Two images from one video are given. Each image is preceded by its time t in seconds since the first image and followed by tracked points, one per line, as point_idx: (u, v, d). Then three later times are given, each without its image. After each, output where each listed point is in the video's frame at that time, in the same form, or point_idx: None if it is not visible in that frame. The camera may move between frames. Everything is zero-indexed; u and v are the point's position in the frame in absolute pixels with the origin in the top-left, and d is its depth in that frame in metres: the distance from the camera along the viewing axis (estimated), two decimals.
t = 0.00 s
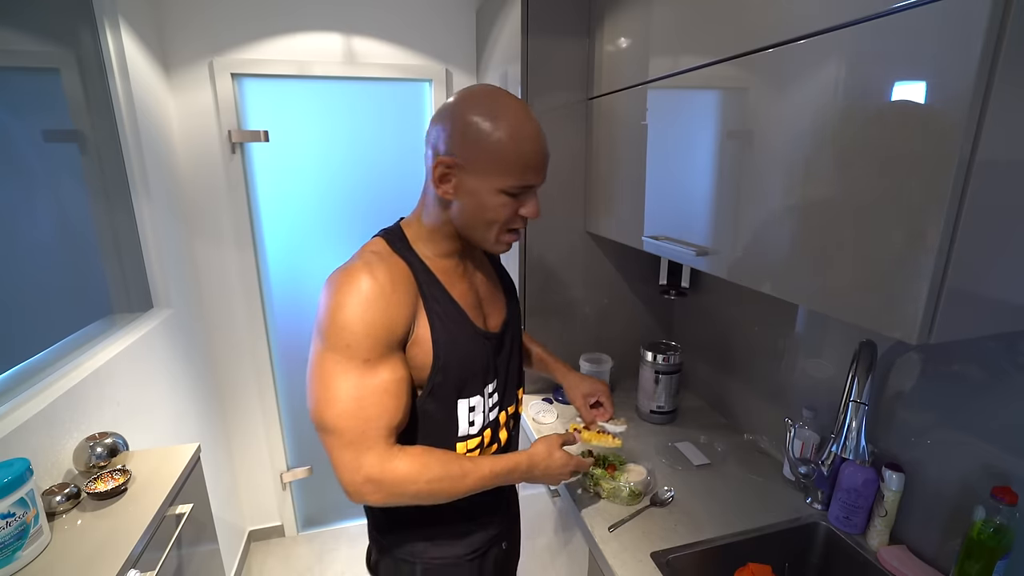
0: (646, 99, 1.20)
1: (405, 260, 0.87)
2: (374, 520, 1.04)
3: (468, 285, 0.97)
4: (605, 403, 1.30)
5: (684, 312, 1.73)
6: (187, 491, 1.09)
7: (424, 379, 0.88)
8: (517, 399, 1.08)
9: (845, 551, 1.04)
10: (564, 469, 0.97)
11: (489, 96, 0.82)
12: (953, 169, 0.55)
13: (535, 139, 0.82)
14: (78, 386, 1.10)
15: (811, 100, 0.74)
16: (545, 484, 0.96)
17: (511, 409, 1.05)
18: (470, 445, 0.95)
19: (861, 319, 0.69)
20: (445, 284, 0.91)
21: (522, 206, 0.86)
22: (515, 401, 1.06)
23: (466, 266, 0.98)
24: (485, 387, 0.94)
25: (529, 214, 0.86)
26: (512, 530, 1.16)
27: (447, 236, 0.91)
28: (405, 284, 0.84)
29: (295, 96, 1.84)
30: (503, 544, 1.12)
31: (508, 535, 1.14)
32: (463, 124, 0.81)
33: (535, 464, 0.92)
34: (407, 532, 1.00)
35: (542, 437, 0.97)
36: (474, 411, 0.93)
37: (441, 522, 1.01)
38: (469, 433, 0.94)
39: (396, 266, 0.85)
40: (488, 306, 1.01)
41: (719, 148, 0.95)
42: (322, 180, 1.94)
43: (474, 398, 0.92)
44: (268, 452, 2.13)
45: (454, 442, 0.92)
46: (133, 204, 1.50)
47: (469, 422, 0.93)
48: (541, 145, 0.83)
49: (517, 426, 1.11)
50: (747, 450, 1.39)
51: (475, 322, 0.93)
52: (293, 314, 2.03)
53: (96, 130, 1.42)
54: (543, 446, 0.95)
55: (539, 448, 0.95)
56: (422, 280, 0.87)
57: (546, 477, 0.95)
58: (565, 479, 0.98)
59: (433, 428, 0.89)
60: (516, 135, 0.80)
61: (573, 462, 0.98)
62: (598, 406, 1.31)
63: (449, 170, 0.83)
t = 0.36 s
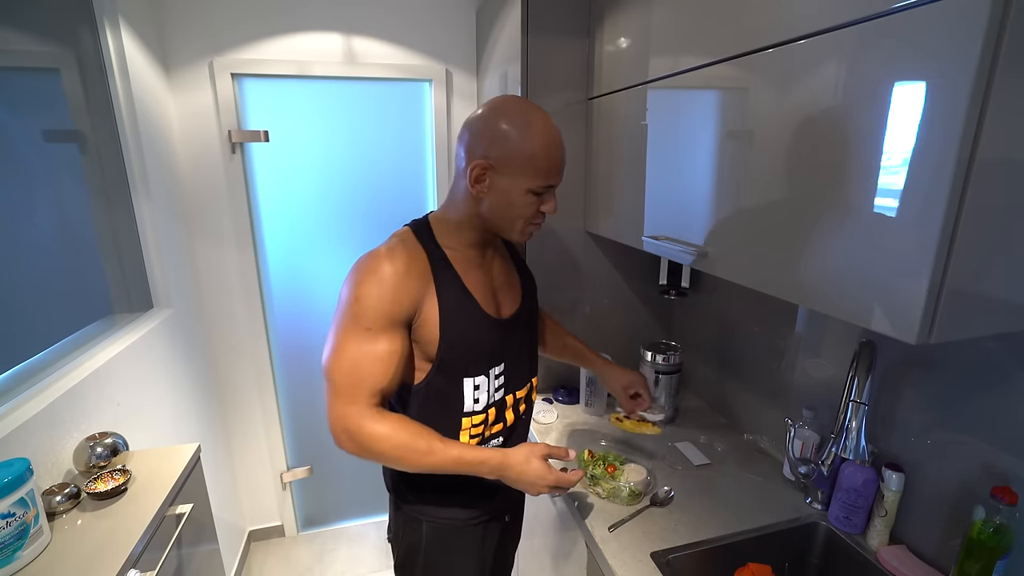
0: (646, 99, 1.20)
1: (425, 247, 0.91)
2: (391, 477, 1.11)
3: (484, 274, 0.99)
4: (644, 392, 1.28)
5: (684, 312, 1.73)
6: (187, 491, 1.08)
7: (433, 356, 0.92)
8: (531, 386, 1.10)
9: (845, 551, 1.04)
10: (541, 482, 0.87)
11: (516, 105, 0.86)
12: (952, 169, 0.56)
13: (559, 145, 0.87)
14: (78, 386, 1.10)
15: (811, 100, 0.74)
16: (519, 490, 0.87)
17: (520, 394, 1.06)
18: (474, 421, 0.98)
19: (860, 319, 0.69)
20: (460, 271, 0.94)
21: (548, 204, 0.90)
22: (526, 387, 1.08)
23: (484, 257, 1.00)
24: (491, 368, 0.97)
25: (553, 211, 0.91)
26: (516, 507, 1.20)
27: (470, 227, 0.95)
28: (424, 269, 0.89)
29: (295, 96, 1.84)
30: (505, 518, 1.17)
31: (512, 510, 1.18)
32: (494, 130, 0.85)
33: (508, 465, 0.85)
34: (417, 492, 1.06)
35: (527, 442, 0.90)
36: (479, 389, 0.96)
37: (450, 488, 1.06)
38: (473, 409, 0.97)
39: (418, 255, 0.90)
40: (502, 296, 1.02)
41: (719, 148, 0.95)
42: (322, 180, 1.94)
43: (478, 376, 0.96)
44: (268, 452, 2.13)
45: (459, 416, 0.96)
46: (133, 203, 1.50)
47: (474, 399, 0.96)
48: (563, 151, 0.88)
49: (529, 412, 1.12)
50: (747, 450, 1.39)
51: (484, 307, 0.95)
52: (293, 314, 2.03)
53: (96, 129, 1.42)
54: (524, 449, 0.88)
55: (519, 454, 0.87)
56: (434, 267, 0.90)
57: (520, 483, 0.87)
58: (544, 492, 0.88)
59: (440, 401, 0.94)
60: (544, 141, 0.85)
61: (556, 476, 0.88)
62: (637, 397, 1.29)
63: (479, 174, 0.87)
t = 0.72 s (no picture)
0: (646, 99, 1.20)
1: (428, 237, 0.93)
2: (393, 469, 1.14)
3: (487, 271, 0.99)
4: (699, 446, 1.22)
5: (684, 312, 1.73)
6: (187, 491, 1.08)
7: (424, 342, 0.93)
8: (529, 388, 1.07)
9: (845, 551, 1.04)
10: (514, 471, 0.83)
11: (525, 109, 0.86)
12: (952, 168, 0.56)
13: (565, 151, 0.87)
14: (78, 386, 1.10)
15: (811, 100, 0.74)
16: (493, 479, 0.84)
17: (513, 394, 1.04)
18: (463, 414, 0.97)
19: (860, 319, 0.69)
20: (460, 266, 0.94)
21: (549, 207, 0.90)
22: (522, 389, 1.05)
23: (489, 255, 1.00)
24: (482, 361, 0.96)
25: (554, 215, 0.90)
26: (516, 504, 1.19)
27: (475, 224, 0.95)
28: (424, 256, 0.92)
29: (295, 96, 1.84)
30: (504, 514, 1.16)
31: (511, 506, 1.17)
32: (502, 133, 0.86)
33: (480, 449, 0.83)
34: (413, 482, 1.08)
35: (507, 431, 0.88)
36: (468, 381, 0.96)
37: (445, 482, 1.07)
38: (461, 401, 0.97)
39: (418, 242, 0.92)
40: (505, 295, 1.01)
41: (719, 148, 0.95)
42: (322, 180, 1.94)
43: (467, 367, 0.95)
44: (268, 452, 2.13)
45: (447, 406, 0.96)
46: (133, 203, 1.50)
47: (462, 390, 0.96)
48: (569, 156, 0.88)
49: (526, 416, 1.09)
50: (747, 450, 1.39)
51: (480, 301, 0.94)
52: (293, 314, 2.03)
53: (96, 129, 1.42)
54: (499, 437, 0.85)
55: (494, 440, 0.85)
56: (435, 259, 0.92)
57: (493, 470, 0.83)
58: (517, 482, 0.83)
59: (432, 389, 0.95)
60: (549, 146, 0.85)
61: (531, 466, 0.83)
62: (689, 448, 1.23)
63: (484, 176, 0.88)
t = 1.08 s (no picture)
0: (646, 99, 1.20)
1: (432, 238, 0.93)
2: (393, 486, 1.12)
3: (492, 274, 0.98)
4: (701, 457, 1.20)
5: (684, 312, 1.74)
6: (187, 491, 1.09)
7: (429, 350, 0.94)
8: (535, 395, 1.08)
9: (844, 551, 1.04)
10: (531, 483, 0.85)
11: (539, 112, 0.86)
12: (952, 168, 0.56)
13: (579, 158, 0.87)
14: (78, 386, 1.10)
15: (811, 100, 0.74)
16: (507, 490, 0.86)
17: (519, 403, 1.04)
18: (470, 423, 0.98)
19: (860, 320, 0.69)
20: (464, 268, 0.94)
21: (558, 214, 0.90)
22: (527, 397, 1.05)
23: (494, 258, 1.00)
24: (489, 370, 0.96)
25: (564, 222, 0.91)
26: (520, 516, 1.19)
27: (481, 226, 0.95)
28: (429, 260, 0.91)
29: (295, 96, 1.85)
30: (508, 527, 1.16)
31: (515, 519, 1.17)
32: (516, 135, 0.85)
33: (496, 462, 0.84)
34: (416, 499, 1.08)
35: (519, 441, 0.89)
36: (475, 390, 0.96)
37: (449, 494, 1.07)
38: (469, 411, 0.97)
39: (422, 246, 0.92)
40: (509, 299, 1.01)
41: (719, 148, 0.95)
42: (323, 181, 1.94)
43: (474, 376, 0.95)
44: (268, 452, 2.13)
45: (454, 415, 0.97)
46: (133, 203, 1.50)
47: (469, 400, 0.96)
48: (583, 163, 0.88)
49: (530, 422, 1.10)
50: (747, 450, 1.39)
51: (486, 306, 0.94)
52: (293, 314, 2.03)
53: (97, 129, 1.42)
54: (514, 448, 0.87)
55: (509, 451, 0.86)
56: (439, 258, 0.92)
57: (508, 482, 0.85)
58: (532, 493, 0.86)
59: (436, 397, 0.95)
60: (563, 152, 0.84)
61: (547, 478, 0.86)
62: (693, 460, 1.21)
63: (495, 180, 0.88)
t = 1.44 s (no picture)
0: (646, 99, 1.20)
1: (433, 241, 0.92)
2: (401, 496, 1.11)
3: (494, 273, 0.99)
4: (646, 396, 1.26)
5: (684, 312, 1.73)
6: (187, 491, 1.09)
7: (439, 356, 0.93)
8: (541, 391, 1.10)
9: (844, 551, 1.04)
10: (542, 500, 0.85)
11: (538, 110, 0.86)
12: (952, 168, 0.56)
13: (579, 157, 0.87)
14: (78, 386, 1.10)
15: (811, 100, 0.74)
16: (519, 507, 0.85)
17: (528, 400, 1.06)
18: (483, 426, 0.98)
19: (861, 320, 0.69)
20: (469, 269, 0.94)
21: (559, 213, 0.90)
22: (535, 393, 1.07)
23: (494, 257, 1.00)
24: (500, 371, 0.97)
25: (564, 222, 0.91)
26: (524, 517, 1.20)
27: (481, 227, 0.95)
28: (433, 269, 0.90)
29: (295, 96, 1.85)
30: (515, 529, 1.17)
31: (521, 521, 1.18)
32: (515, 133, 0.85)
33: (507, 479, 0.84)
34: (425, 507, 1.07)
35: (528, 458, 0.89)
36: (488, 392, 0.96)
37: (457, 498, 1.06)
38: (482, 413, 0.97)
39: (426, 255, 0.90)
40: (513, 297, 1.02)
41: (719, 148, 0.95)
42: (323, 181, 1.94)
43: (487, 378, 0.95)
44: (267, 452, 2.13)
45: (467, 419, 0.96)
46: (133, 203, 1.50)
47: (483, 403, 0.96)
48: (583, 163, 0.88)
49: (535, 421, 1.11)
50: (747, 450, 1.39)
51: (495, 307, 0.95)
52: (293, 314, 2.03)
53: (96, 129, 1.42)
54: (525, 464, 0.86)
55: (520, 466, 0.86)
56: (441, 259, 0.91)
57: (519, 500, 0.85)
58: (544, 510, 0.86)
59: (445, 404, 0.94)
60: (564, 152, 0.85)
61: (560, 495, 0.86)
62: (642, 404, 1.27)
63: (495, 179, 0.87)
